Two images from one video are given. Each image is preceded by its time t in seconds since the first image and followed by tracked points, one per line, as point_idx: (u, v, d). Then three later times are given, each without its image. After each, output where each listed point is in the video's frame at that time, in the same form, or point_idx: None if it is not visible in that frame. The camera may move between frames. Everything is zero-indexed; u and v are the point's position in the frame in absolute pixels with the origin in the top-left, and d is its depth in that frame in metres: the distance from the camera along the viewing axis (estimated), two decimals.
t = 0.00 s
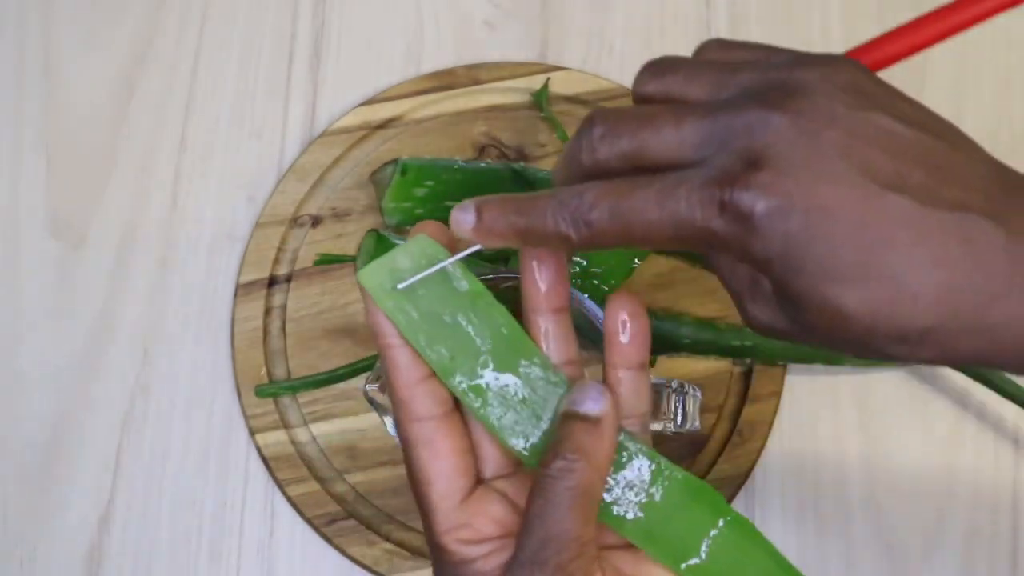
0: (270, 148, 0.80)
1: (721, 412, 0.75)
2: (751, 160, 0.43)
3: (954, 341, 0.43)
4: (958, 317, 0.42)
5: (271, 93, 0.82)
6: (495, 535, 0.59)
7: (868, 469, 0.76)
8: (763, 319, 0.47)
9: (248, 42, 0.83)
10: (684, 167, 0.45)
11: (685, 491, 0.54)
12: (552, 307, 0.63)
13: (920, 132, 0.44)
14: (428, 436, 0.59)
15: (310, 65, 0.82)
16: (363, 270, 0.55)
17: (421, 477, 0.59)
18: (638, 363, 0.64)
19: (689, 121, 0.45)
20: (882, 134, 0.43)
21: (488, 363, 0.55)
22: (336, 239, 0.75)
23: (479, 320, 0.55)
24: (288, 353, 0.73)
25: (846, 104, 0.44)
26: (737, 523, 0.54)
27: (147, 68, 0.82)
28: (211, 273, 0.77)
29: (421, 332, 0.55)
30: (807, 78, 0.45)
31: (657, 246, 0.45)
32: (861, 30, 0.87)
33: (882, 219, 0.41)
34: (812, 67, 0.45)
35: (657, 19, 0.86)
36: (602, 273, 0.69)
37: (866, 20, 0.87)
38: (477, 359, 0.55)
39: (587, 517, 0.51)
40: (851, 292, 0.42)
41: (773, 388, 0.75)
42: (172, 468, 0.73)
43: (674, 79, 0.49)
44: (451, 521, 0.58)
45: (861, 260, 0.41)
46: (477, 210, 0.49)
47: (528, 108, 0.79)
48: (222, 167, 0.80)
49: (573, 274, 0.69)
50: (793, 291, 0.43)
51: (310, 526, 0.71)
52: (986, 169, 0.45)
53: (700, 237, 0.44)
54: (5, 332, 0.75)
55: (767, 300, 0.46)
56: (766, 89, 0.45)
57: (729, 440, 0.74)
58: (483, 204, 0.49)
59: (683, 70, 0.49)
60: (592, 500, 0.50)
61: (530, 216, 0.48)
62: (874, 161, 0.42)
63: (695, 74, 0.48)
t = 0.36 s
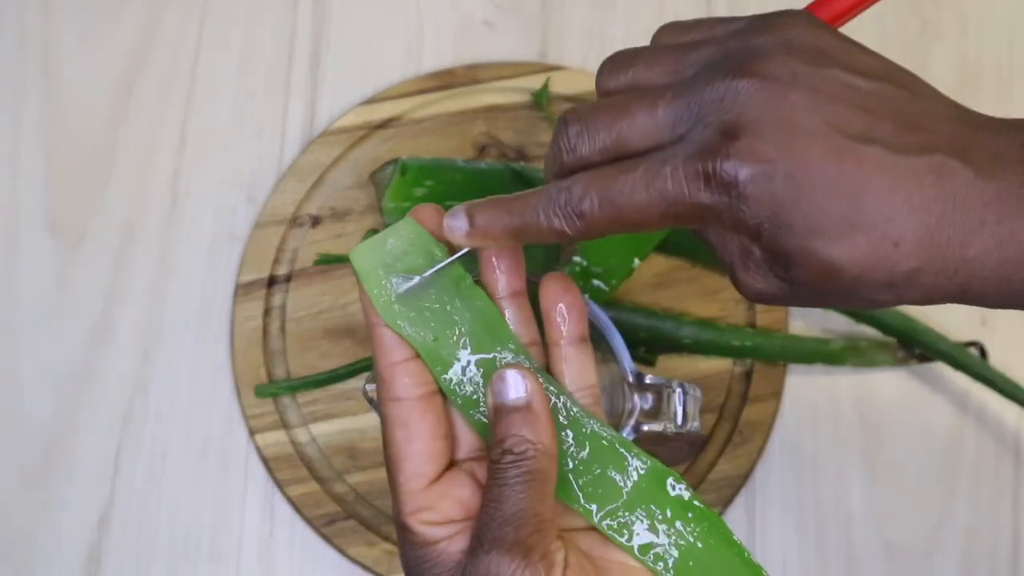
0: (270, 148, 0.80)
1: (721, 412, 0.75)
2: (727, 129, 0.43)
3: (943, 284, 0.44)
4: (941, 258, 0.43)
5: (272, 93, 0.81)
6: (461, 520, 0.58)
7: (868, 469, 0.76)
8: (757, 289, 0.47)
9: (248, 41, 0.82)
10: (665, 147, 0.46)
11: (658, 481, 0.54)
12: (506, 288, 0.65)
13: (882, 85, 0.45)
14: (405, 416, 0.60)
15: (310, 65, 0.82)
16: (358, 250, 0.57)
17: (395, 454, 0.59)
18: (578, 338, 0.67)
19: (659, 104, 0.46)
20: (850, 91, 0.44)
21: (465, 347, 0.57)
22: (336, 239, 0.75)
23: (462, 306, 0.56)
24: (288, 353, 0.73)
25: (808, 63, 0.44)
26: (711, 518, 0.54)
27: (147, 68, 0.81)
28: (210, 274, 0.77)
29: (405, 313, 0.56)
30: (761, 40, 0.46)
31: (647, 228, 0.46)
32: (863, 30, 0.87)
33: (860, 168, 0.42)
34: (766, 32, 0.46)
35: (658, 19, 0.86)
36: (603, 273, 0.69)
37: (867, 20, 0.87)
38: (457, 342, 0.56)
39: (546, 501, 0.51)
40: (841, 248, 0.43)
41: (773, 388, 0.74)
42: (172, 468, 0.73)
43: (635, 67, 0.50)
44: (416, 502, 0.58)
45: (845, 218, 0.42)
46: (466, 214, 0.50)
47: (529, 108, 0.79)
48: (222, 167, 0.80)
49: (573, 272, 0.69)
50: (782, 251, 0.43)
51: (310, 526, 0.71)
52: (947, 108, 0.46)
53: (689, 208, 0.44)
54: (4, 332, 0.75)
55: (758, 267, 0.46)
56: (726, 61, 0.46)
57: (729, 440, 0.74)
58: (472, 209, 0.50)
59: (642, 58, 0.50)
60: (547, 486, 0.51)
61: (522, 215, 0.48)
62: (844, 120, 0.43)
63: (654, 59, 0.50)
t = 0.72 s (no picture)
0: (270, 148, 0.80)
1: (721, 412, 0.75)
2: (758, 169, 0.45)
3: (970, 310, 0.46)
4: (967, 288, 0.45)
5: (271, 94, 0.81)
6: (462, 514, 0.58)
7: (868, 469, 0.76)
8: (787, 314, 0.49)
9: (248, 42, 0.82)
10: (697, 185, 0.48)
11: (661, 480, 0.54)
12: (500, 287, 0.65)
13: (906, 117, 0.47)
14: (412, 410, 0.59)
15: (310, 65, 0.82)
16: (374, 246, 0.57)
17: (401, 448, 0.59)
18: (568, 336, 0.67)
19: (690, 142, 0.49)
20: (880, 125, 0.46)
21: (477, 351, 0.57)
22: (336, 239, 0.75)
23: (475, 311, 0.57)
24: (288, 353, 0.73)
25: (833, 101, 0.47)
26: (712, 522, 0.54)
27: (147, 68, 0.81)
28: (211, 274, 0.77)
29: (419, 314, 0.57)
30: (786, 80, 0.49)
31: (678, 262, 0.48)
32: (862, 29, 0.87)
33: (887, 205, 0.44)
34: (791, 67, 0.49)
35: (657, 18, 0.86)
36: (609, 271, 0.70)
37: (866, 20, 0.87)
38: (469, 346, 0.57)
39: (548, 495, 0.51)
40: (870, 282, 0.45)
41: (773, 388, 0.75)
42: (171, 467, 0.73)
43: (663, 105, 0.53)
44: (418, 496, 0.58)
45: (874, 256, 0.44)
46: (501, 245, 0.51)
47: (529, 108, 0.79)
48: (222, 167, 0.80)
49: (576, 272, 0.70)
50: (813, 286, 0.45)
51: (310, 526, 0.71)
52: (966, 137, 0.47)
53: (722, 245, 0.46)
54: (4, 332, 0.75)
55: (787, 294, 0.47)
56: (755, 100, 0.48)
57: (729, 440, 0.74)
58: (506, 241, 0.51)
59: (670, 97, 0.53)
60: (550, 481, 0.51)
61: (555, 247, 0.49)
62: (870, 157, 0.45)
63: (682, 96, 0.52)
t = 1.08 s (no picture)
0: (270, 148, 0.80)
1: (721, 413, 0.75)
2: (772, 205, 0.47)
3: (979, 342, 0.48)
4: (977, 321, 0.47)
5: (271, 93, 0.81)
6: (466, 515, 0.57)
7: (868, 469, 0.76)
8: (800, 345, 0.50)
9: (248, 41, 0.82)
10: (711, 219, 0.49)
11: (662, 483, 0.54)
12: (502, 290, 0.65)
13: (918, 152, 0.48)
14: (418, 414, 0.60)
15: (310, 65, 0.82)
16: (388, 261, 0.57)
17: (404, 449, 0.59)
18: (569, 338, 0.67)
19: (704, 176, 0.50)
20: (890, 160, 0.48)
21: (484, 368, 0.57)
22: (336, 239, 0.75)
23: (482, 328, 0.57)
24: (287, 353, 0.73)
25: (846, 136, 0.48)
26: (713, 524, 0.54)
27: (147, 67, 0.81)
28: (211, 274, 0.77)
29: (427, 331, 0.57)
30: (799, 114, 0.49)
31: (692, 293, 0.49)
32: (863, 29, 0.87)
33: (898, 242, 0.46)
34: (805, 101, 0.50)
35: (658, 18, 0.86)
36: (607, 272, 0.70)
37: (867, 19, 0.87)
38: (476, 361, 0.57)
39: (548, 491, 0.50)
40: (880, 316, 0.47)
41: (773, 387, 0.75)
42: (171, 468, 0.73)
43: (678, 136, 0.53)
44: (421, 497, 0.58)
45: (885, 290, 0.46)
46: (517, 271, 0.52)
47: (529, 107, 0.79)
48: (222, 167, 0.80)
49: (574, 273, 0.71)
50: (826, 319, 0.47)
51: (310, 526, 0.71)
52: (978, 171, 0.49)
53: (736, 279, 0.47)
54: (4, 332, 0.75)
55: (801, 327, 0.49)
56: (769, 136, 0.49)
57: (729, 440, 0.74)
58: (522, 268, 0.52)
59: (686, 127, 0.53)
60: (549, 478, 0.51)
61: (571, 276, 0.50)
62: (881, 195, 0.46)
63: (697, 128, 0.53)
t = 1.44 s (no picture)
0: (270, 148, 0.80)
1: (721, 413, 0.75)
2: (786, 256, 0.46)
3: (988, 404, 0.48)
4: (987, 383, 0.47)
5: (272, 93, 0.81)
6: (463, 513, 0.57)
7: (868, 469, 0.76)
8: (806, 397, 0.50)
9: (248, 42, 0.82)
10: (725, 267, 0.49)
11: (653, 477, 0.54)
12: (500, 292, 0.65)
13: (935, 210, 0.48)
14: (410, 412, 0.60)
15: (310, 65, 0.82)
16: (381, 274, 0.57)
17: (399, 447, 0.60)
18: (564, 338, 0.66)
19: (721, 223, 0.49)
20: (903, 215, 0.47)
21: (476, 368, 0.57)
22: (336, 239, 0.75)
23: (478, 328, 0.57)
24: (287, 353, 0.73)
25: (866, 193, 0.48)
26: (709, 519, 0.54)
27: (147, 68, 0.82)
28: (211, 274, 0.77)
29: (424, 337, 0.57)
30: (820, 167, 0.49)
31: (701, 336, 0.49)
32: (862, 28, 0.87)
33: (911, 300, 0.46)
34: (826, 153, 0.49)
35: (657, 18, 0.86)
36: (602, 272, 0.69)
37: (866, 18, 0.87)
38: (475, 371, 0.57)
39: (541, 485, 0.51)
40: (889, 373, 0.46)
41: (773, 387, 0.75)
42: (172, 468, 0.73)
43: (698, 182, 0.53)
44: (416, 495, 0.58)
45: (896, 347, 0.46)
46: (528, 301, 0.53)
47: (529, 107, 0.79)
48: (222, 167, 0.80)
49: (572, 274, 0.70)
50: (835, 375, 0.47)
51: (310, 526, 0.71)
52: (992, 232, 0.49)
53: (746, 328, 0.47)
54: (4, 332, 0.75)
55: (808, 380, 0.49)
56: (790, 188, 0.49)
57: (729, 440, 0.74)
58: (535, 298, 0.53)
59: (706, 174, 0.53)
60: (541, 472, 0.51)
61: (585, 312, 0.51)
62: (898, 251, 0.46)
63: (717, 175, 0.53)
